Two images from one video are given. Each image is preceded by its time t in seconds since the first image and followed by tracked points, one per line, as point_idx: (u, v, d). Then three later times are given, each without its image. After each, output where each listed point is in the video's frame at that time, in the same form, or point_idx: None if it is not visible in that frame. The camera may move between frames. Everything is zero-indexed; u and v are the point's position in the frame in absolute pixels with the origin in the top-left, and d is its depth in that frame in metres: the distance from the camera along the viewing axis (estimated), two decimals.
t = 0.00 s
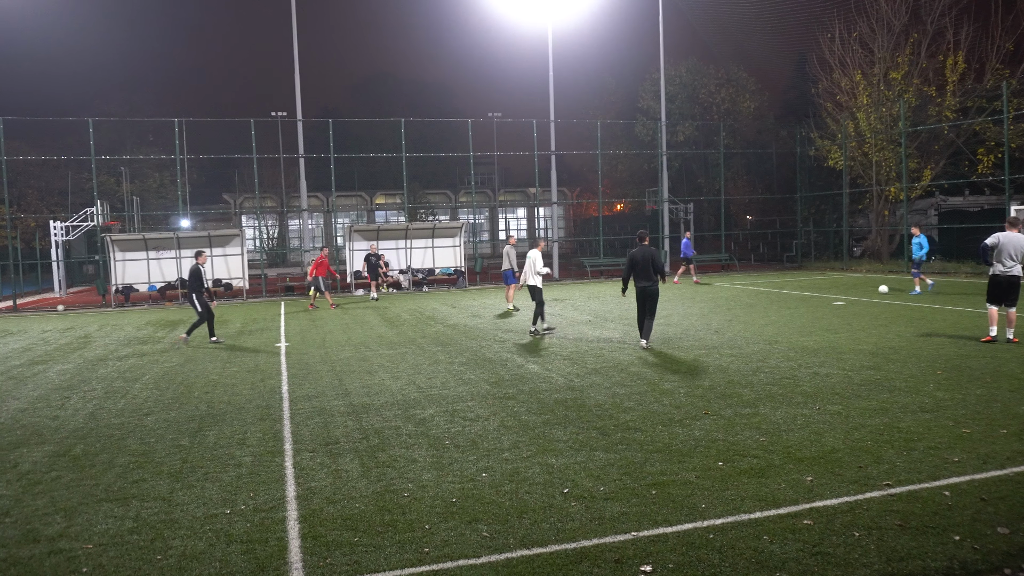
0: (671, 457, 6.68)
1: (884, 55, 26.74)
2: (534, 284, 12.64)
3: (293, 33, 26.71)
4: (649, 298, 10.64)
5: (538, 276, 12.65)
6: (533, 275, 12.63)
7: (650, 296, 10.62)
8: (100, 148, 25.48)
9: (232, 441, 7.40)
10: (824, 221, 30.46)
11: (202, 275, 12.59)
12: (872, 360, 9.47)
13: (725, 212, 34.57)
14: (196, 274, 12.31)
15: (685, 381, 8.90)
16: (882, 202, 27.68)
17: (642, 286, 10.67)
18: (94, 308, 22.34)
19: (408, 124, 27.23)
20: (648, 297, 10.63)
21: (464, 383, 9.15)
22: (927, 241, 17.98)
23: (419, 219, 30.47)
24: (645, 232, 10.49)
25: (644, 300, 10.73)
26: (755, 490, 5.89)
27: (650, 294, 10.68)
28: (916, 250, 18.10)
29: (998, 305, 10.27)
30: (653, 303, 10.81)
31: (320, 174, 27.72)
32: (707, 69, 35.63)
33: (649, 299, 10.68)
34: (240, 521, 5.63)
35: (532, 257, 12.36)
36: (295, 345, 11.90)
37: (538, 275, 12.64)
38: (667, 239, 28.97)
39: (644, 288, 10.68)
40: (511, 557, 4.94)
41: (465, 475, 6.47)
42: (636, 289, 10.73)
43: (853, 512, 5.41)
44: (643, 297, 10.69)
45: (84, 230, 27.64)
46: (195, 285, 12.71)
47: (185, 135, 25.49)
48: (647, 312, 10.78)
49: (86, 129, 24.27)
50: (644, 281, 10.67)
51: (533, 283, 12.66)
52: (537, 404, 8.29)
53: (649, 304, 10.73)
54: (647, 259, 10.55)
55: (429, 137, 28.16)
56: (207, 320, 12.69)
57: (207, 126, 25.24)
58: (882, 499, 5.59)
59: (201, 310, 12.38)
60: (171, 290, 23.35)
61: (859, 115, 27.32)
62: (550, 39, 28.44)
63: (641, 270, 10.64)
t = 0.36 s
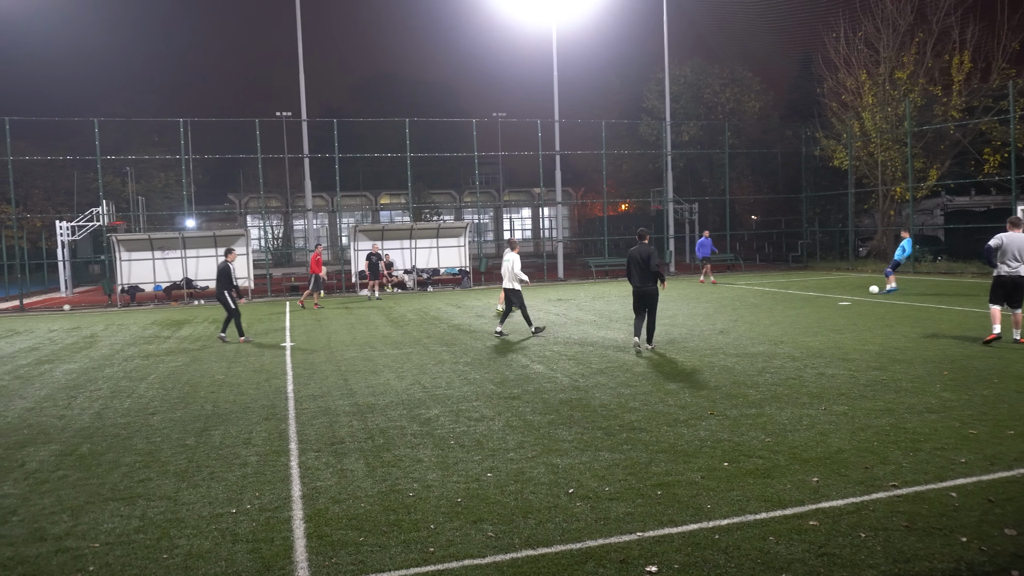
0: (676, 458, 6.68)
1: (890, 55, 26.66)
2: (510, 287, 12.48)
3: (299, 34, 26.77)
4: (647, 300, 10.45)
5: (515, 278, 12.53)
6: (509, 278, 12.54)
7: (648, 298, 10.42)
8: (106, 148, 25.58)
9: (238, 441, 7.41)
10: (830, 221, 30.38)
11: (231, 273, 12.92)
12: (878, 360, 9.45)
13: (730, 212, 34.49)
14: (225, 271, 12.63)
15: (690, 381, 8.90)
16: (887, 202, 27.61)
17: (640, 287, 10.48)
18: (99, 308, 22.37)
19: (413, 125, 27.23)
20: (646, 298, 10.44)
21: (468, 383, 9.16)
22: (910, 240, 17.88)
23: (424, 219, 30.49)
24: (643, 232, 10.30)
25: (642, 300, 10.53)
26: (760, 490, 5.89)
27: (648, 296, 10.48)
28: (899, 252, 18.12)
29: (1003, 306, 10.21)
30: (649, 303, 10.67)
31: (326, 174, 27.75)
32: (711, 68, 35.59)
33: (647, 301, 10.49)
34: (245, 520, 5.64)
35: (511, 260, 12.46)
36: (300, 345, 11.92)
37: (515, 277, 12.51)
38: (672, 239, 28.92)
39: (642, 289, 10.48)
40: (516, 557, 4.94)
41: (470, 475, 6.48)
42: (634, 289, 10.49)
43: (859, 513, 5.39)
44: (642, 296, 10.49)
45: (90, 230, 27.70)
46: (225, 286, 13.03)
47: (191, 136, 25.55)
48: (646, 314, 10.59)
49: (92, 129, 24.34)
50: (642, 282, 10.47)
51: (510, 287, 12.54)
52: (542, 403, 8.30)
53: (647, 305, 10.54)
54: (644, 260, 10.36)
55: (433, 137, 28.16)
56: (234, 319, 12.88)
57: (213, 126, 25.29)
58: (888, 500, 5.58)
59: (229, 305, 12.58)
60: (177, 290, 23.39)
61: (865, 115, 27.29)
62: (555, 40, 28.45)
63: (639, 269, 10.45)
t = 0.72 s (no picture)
0: (693, 459, 6.64)
1: (912, 54, 26.37)
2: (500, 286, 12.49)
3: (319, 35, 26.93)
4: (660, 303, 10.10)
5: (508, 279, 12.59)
6: (498, 279, 12.66)
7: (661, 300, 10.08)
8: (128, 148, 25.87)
9: (256, 440, 7.46)
10: (849, 221, 30.08)
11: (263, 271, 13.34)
12: (898, 362, 9.36)
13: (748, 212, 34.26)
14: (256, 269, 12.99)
15: (708, 382, 8.84)
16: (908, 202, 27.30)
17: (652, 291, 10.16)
18: (121, 307, 22.63)
19: (431, 125, 27.30)
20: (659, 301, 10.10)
21: (485, 384, 9.16)
22: (927, 240, 17.65)
23: (441, 219, 30.57)
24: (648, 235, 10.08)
25: (653, 302, 10.17)
26: (778, 492, 5.85)
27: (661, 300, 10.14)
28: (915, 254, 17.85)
29: None
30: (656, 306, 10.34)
31: (344, 174, 27.89)
32: (730, 68, 35.38)
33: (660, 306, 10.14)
34: (264, 518, 5.68)
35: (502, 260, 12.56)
36: (319, 344, 11.99)
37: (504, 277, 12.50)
38: (690, 239, 28.75)
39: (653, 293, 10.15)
40: (533, 558, 4.94)
41: (486, 475, 6.48)
42: (649, 290, 10.09)
43: (879, 517, 5.33)
44: (654, 298, 10.14)
45: (111, 230, 28.02)
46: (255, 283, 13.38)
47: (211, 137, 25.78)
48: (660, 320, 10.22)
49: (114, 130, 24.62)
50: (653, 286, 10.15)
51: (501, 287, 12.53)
52: (559, 404, 8.28)
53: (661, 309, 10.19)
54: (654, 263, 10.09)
55: (452, 138, 28.21)
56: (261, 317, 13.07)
57: (234, 127, 25.49)
58: (909, 504, 5.52)
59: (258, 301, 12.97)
60: (197, 290, 23.59)
61: (886, 115, 27.03)
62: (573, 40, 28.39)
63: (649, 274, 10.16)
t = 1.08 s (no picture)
0: (705, 460, 6.62)
1: (926, 53, 26.27)
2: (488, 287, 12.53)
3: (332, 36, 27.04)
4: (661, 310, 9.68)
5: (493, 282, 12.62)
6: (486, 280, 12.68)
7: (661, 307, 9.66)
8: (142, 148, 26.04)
9: (267, 439, 7.49)
10: (862, 221, 29.89)
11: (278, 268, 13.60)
12: (912, 363, 9.30)
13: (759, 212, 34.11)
14: (271, 265, 13.26)
15: (720, 383, 8.82)
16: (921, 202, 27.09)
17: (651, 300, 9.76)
18: (134, 306, 22.78)
19: (443, 125, 27.35)
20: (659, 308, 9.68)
21: (497, 383, 9.17)
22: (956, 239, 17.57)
23: (453, 219, 30.63)
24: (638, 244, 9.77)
25: (664, 313, 9.73)
26: (791, 493, 5.81)
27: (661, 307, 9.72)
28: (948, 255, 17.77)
29: None
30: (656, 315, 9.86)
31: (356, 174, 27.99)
32: (742, 67, 35.27)
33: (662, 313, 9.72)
34: (275, 517, 5.70)
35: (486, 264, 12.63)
36: (330, 343, 12.05)
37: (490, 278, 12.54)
38: (701, 239, 28.63)
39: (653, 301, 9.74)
40: (544, 558, 4.93)
41: (497, 475, 6.48)
42: (669, 301, 9.63)
43: (892, 519, 5.29)
44: (665, 308, 9.74)
45: (125, 229, 28.22)
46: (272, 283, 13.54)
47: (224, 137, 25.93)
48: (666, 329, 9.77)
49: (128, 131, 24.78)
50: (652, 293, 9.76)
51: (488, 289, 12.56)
52: (570, 404, 8.28)
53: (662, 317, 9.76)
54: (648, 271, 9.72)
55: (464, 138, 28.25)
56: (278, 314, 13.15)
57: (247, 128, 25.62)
58: (923, 506, 5.47)
59: (276, 297, 13.22)
60: (210, 289, 23.59)
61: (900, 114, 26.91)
62: (586, 40, 28.37)
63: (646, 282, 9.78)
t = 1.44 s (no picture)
0: (709, 460, 6.61)
1: (931, 52, 26.11)
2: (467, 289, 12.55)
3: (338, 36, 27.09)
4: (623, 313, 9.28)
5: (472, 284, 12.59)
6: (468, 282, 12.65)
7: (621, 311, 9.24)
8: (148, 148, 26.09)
9: (272, 438, 7.50)
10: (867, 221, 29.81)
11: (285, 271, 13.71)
12: (917, 364, 9.28)
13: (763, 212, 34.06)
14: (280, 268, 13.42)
15: (724, 383, 8.81)
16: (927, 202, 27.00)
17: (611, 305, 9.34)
18: (139, 306, 22.85)
19: (448, 125, 27.39)
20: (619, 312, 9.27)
21: (501, 383, 9.17)
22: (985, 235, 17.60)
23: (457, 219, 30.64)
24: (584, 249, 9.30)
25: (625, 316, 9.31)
26: (795, 494, 5.81)
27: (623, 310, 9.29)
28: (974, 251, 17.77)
29: None
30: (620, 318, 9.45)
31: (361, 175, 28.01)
32: (747, 67, 35.23)
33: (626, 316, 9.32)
34: (280, 516, 5.71)
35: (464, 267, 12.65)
36: (334, 343, 12.07)
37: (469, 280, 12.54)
38: (706, 239, 28.59)
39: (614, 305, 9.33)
40: (547, 558, 4.93)
41: (501, 475, 6.47)
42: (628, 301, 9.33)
43: (896, 519, 5.29)
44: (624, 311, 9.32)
45: (131, 229, 28.29)
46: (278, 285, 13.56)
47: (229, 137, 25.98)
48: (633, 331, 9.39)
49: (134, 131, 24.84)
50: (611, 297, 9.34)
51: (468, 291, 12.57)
52: (574, 404, 8.28)
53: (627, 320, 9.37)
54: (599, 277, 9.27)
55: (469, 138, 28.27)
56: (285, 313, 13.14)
57: (253, 128, 25.66)
58: (928, 507, 5.46)
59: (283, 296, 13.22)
60: (214, 289, 23.37)
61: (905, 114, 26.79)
62: (591, 40, 28.37)
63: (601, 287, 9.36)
